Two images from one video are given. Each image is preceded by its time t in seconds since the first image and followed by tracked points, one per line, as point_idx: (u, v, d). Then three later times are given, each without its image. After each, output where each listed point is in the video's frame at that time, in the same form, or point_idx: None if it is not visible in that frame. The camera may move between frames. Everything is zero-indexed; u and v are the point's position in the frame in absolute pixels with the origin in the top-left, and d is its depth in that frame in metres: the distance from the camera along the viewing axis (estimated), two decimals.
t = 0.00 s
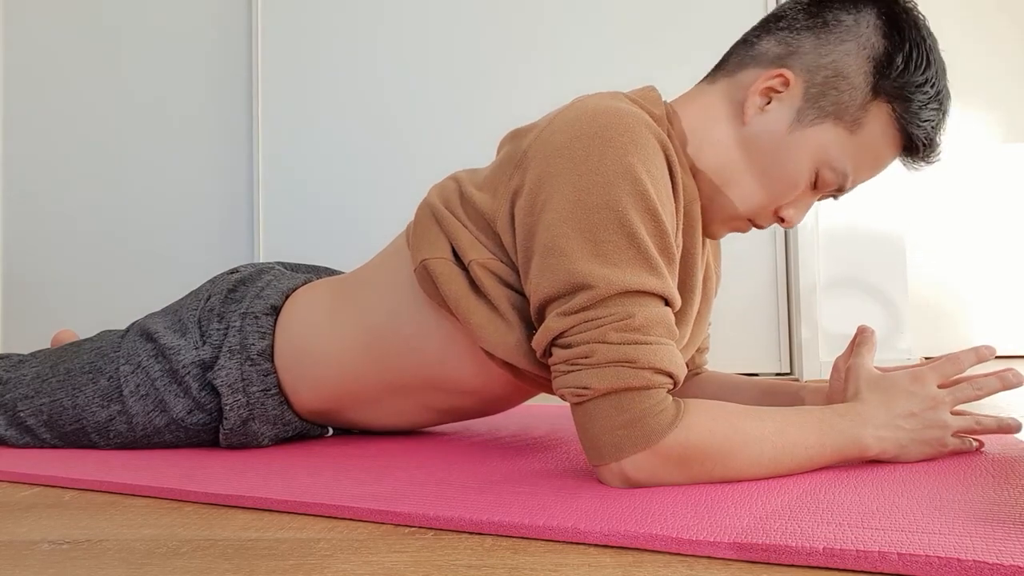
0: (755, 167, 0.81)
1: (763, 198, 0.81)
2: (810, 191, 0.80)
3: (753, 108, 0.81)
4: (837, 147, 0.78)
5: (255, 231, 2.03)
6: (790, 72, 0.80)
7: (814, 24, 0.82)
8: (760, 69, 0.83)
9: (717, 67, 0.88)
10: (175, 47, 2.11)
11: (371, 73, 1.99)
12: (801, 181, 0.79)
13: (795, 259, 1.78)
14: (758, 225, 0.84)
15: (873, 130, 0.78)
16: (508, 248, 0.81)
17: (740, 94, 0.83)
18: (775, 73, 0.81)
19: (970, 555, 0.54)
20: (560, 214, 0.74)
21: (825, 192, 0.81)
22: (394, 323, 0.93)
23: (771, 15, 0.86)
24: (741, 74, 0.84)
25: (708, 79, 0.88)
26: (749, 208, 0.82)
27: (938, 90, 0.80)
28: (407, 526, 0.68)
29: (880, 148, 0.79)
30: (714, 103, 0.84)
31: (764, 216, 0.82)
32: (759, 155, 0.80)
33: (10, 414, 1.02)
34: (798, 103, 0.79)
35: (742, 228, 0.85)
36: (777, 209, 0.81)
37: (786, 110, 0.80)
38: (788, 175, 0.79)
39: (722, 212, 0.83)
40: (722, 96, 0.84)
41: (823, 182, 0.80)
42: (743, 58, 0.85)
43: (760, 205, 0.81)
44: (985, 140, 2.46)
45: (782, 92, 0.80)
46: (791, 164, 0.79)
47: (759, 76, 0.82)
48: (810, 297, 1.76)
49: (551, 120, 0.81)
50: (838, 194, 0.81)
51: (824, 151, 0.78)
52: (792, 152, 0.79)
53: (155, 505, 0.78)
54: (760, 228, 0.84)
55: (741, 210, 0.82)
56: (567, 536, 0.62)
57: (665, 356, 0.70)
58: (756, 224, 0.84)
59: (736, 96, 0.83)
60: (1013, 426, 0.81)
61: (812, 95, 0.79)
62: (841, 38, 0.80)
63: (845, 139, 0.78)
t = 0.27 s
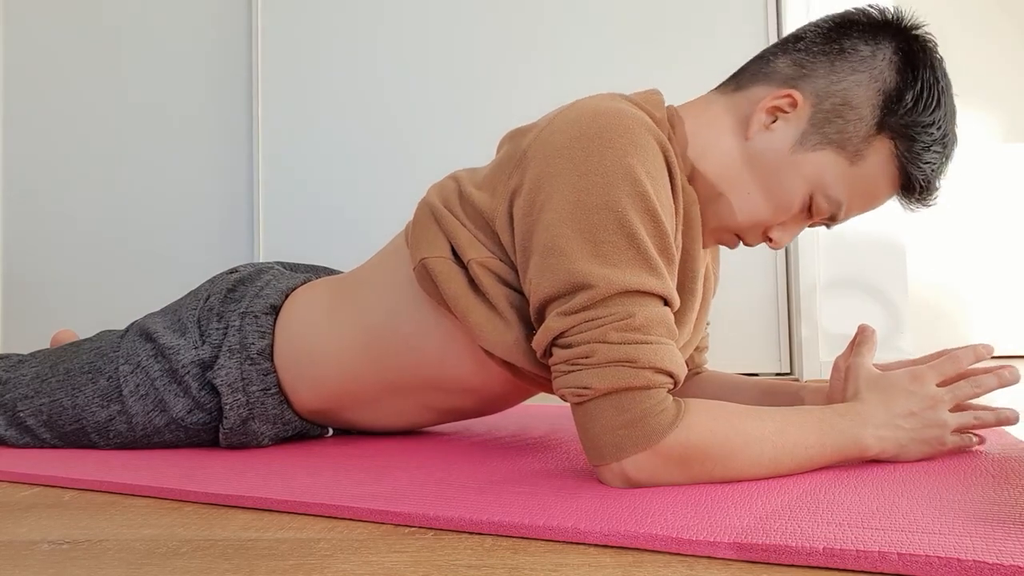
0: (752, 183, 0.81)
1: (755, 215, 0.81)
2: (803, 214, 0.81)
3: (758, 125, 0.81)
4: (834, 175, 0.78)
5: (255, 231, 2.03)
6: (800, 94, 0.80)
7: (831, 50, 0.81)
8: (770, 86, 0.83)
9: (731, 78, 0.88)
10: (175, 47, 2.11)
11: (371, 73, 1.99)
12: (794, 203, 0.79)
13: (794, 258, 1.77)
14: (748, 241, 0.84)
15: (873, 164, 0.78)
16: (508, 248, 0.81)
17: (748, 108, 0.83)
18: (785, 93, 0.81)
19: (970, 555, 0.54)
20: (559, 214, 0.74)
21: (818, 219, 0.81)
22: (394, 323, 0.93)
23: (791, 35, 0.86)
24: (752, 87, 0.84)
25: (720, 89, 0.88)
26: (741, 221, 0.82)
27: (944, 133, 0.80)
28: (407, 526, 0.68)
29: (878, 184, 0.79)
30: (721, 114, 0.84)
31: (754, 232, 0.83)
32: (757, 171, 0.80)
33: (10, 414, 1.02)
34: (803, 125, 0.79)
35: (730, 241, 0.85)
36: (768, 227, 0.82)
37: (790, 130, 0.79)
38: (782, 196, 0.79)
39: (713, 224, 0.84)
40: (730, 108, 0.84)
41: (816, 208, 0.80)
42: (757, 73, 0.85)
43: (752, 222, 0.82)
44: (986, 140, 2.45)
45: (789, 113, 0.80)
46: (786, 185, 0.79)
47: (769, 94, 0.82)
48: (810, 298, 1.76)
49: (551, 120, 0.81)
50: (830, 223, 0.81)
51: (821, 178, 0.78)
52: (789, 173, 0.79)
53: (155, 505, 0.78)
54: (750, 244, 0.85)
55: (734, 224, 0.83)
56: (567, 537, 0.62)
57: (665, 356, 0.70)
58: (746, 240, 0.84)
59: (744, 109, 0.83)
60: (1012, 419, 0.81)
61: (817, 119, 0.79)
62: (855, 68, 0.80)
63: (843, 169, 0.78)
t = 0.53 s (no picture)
0: (757, 190, 0.81)
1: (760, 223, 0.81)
2: (809, 220, 0.81)
3: (762, 132, 0.81)
4: (839, 181, 0.78)
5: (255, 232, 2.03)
6: (803, 99, 0.80)
7: (833, 55, 0.81)
8: (773, 93, 0.82)
9: (734, 84, 0.88)
10: (175, 48, 2.11)
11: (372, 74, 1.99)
12: (799, 210, 0.79)
13: (794, 259, 1.77)
14: (752, 247, 0.84)
15: (878, 169, 0.78)
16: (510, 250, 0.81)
17: (751, 114, 0.83)
18: (788, 99, 0.80)
19: (971, 555, 0.54)
20: (559, 215, 0.74)
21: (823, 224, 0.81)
22: (395, 325, 0.93)
23: (792, 41, 0.86)
24: (754, 94, 0.84)
25: (723, 95, 0.88)
26: (746, 228, 0.82)
27: (948, 137, 0.80)
28: (407, 526, 0.68)
29: (882, 189, 0.79)
30: (723, 120, 0.84)
31: (759, 239, 0.83)
32: (763, 179, 0.80)
33: (10, 414, 1.02)
34: (807, 131, 0.79)
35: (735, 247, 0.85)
36: (773, 233, 0.82)
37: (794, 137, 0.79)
38: (788, 203, 0.79)
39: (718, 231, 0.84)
40: (733, 115, 0.84)
41: (821, 213, 0.80)
42: (759, 80, 0.85)
43: (757, 228, 0.82)
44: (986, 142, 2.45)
45: (792, 119, 0.80)
46: (792, 191, 0.79)
47: (772, 100, 0.82)
48: (810, 298, 1.76)
49: (552, 122, 0.81)
50: (835, 228, 0.81)
51: (826, 184, 0.78)
52: (794, 179, 0.79)
53: (155, 505, 0.78)
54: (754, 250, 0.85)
55: (738, 231, 0.83)
56: (567, 537, 0.62)
57: (665, 356, 0.70)
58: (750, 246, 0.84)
59: (748, 116, 0.83)
60: (1013, 418, 0.81)
61: (821, 125, 0.79)
62: (858, 72, 0.80)
63: (848, 174, 0.78)
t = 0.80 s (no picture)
0: (759, 190, 0.81)
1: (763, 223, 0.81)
2: (811, 221, 0.81)
3: (763, 133, 0.81)
4: (840, 181, 0.78)
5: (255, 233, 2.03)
6: (804, 99, 0.80)
7: (833, 55, 0.81)
8: (773, 94, 0.82)
9: (734, 86, 0.88)
10: (175, 48, 2.11)
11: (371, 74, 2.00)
12: (801, 210, 0.79)
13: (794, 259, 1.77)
14: (754, 248, 0.84)
15: (879, 169, 0.78)
16: (513, 251, 0.81)
17: (752, 116, 0.83)
18: (788, 99, 0.80)
19: (971, 555, 0.54)
20: (562, 213, 0.74)
21: (826, 224, 0.81)
22: (397, 326, 0.93)
23: (792, 42, 0.86)
24: (755, 94, 0.84)
25: (724, 97, 0.88)
26: (748, 229, 0.82)
27: (949, 136, 0.80)
28: (407, 526, 0.68)
29: (884, 189, 0.79)
30: (724, 120, 0.84)
31: (761, 239, 0.83)
32: (764, 180, 0.80)
33: (10, 414, 1.02)
34: (808, 131, 0.79)
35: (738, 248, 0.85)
36: (776, 234, 0.82)
37: (795, 137, 0.79)
38: (790, 203, 0.79)
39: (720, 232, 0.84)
40: (733, 116, 0.84)
41: (823, 214, 0.80)
42: (759, 81, 0.85)
43: (759, 229, 0.82)
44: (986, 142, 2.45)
45: (793, 120, 0.80)
46: (794, 192, 0.79)
47: (772, 101, 0.82)
48: (810, 297, 1.76)
49: (553, 123, 0.81)
50: (838, 228, 0.81)
51: (827, 184, 0.78)
52: (796, 180, 0.79)
53: (155, 505, 0.78)
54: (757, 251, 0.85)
55: (740, 232, 0.83)
56: (568, 536, 0.62)
57: (669, 354, 0.70)
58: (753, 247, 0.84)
59: (748, 118, 0.83)
60: (1013, 425, 0.81)
61: (822, 125, 0.79)
62: (857, 73, 0.80)
63: (850, 174, 0.78)
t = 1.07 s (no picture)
0: (759, 204, 0.81)
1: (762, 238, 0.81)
2: (810, 237, 0.81)
3: (767, 146, 0.80)
4: (841, 200, 0.78)
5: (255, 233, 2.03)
6: (810, 116, 0.80)
7: (844, 71, 0.81)
8: (781, 107, 0.82)
9: (743, 95, 0.87)
10: (176, 48, 2.11)
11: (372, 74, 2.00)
12: (801, 226, 0.79)
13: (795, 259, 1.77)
14: (751, 260, 0.84)
15: (882, 189, 0.78)
16: (512, 254, 0.81)
17: (757, 128, 0.82)
18: (794, 115, 0.80)
19: (972, 555, 0.54)
20: (563, 217, 0.74)
21: (825, 241, 0.81)
22: (396, 330, 0.93)
23: (804, 54, 0.85)
24: (761, 107, 0.83)
25: (732, 105, 0.87)
26: (746, 242, 0.82)
27: (956, 159, 0.80)
28: (407, 526, 0.68)
29: (886, 209, 0.79)
30: (728, 131, 0.84)
31: (758, 252, 0.82)
32: (765, 194, 0.80)
33: (11, 414, 1.03)
34: (812, 148, 0.78)
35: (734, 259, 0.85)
36: (774, 249, 0.81)
37: (799, 153, 0.79)
38: (789, 219, 0.79)
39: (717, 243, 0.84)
40: (738, 128, 0.84)
41: (822, 231, 0.80)
42: (767, 92, 0.84)
43: (758, 242, 0.81)
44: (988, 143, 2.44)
45: (798, 135, 0.79)
46: (794, 208, 0.79)
47: (778, 115, 0.81)
48: (810, 297, 1.75)
49: (557, 125, 0.81)
50: (838, 245, 0.81)
51: (828, 203, 0.78)
52: (797, 196, 0.79)
53: (155, 504, 0.78)
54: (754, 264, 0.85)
55: (738, 243, 0.82)
56: (568, 536, 0.62)
57: (669, 353, 0.70)
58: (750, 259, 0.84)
59: (754, 129, 0.82)
60: (1006, 425, 0.82)
61: (827, 142, 0.78)
62: (867, 91, 0.79)
63: (851, 193, 0.78)
